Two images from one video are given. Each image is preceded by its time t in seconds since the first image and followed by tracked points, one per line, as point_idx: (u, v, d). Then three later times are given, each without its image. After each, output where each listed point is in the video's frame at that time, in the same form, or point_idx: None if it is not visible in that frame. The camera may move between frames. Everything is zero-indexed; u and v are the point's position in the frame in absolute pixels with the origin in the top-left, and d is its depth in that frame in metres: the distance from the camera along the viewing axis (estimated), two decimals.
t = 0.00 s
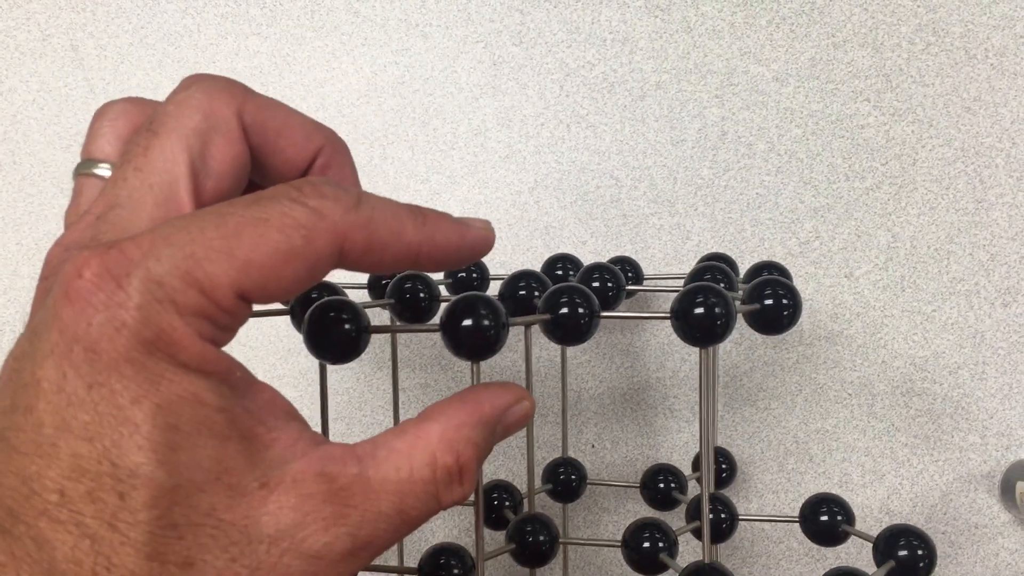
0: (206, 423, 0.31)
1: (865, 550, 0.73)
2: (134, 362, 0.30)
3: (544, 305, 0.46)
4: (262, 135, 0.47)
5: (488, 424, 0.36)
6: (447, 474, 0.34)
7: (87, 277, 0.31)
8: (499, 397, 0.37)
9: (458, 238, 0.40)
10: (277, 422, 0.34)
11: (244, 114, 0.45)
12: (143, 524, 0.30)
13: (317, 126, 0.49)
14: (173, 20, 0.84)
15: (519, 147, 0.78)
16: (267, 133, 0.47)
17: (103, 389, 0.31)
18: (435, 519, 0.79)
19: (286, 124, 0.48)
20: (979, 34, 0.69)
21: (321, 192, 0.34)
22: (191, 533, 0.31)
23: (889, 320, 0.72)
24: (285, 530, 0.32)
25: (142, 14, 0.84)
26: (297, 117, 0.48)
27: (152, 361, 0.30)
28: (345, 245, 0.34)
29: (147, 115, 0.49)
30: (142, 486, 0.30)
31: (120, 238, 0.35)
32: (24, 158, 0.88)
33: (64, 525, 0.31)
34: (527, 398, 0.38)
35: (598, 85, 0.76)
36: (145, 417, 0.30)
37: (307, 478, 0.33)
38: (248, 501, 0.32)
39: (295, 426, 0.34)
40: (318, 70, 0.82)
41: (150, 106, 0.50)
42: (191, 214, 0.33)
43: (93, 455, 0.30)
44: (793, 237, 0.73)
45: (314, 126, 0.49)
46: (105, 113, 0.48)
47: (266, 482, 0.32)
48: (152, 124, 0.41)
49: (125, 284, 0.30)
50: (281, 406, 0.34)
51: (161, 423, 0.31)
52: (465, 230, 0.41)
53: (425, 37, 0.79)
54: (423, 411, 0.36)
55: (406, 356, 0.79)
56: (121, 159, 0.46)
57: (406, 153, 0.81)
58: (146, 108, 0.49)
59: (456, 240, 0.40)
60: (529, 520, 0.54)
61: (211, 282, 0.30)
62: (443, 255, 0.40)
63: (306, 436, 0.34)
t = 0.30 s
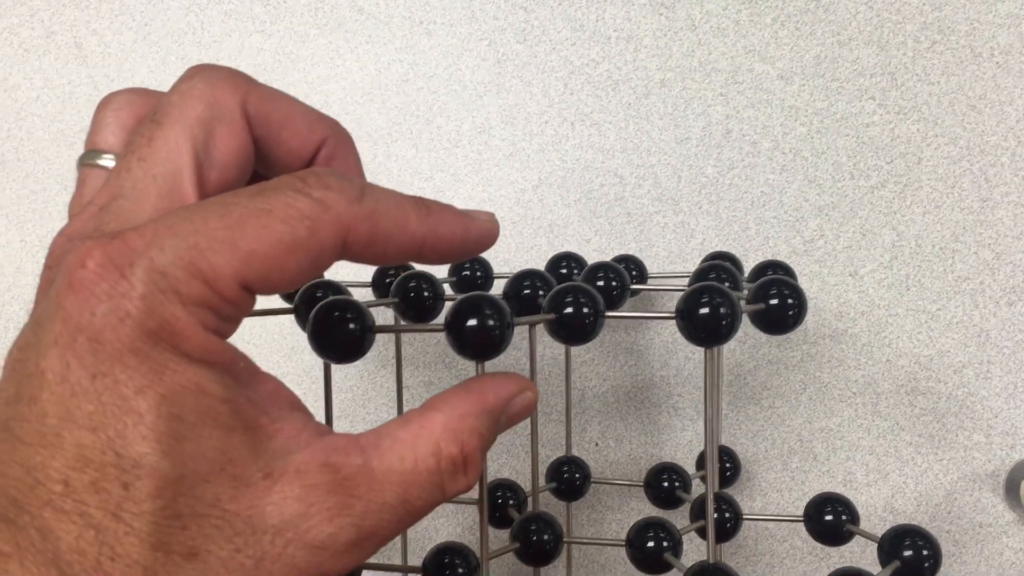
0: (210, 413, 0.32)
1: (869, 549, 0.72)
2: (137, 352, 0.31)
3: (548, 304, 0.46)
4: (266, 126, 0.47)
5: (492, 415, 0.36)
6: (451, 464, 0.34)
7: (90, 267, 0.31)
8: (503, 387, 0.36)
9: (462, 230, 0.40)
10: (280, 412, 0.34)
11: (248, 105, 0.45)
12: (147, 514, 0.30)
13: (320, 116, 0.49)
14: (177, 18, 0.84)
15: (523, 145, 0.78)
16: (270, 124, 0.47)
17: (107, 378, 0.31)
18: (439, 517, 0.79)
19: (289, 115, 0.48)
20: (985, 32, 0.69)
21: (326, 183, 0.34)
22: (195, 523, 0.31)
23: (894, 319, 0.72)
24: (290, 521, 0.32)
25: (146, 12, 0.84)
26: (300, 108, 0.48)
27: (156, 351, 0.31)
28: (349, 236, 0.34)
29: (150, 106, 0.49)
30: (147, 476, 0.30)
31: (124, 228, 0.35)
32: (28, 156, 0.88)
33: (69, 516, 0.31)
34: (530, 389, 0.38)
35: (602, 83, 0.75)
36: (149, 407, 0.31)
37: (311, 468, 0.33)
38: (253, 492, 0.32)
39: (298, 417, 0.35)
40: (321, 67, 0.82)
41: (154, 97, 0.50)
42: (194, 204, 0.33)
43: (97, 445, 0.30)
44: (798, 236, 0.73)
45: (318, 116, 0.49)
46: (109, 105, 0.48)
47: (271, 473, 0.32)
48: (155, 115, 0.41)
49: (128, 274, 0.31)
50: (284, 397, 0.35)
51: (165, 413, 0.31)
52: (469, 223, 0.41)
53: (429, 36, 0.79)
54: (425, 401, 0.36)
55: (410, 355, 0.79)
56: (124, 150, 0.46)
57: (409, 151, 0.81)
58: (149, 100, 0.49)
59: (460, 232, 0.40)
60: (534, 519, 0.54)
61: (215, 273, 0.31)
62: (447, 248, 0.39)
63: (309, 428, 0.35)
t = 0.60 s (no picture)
0: (206, 419, 0.31)
1: (871, 544, 0.72)
2: (133, 357, 0.30)
3: (550, 297, 0.45)
4: (264, 129, 0.46)
5: (489, 420, 0.36)
6: (448, 470, 0.34)
7: (86, 272, 0.31)
8: (501, 392, 0.36)
9: (461, 235, 0.39)
10: (277, 417, 0.34)
11: (246, 108, 0.45)
12: (142, 521, 0.30)
13: (320, 120, 0.49)
14: (176, 8, 0.83)
15: (524, 137, 0.77)
16: (269, 128, 0.46)
17: (102, 383, 0.30)
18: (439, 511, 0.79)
19: (288, 119, 0.47)
20: (990, 24, 0.68)
21: (323, 187, 0.33)
22: (190, 529, 0.31)
23: (897, 313, 0.72)
24: (286, 528, 0.32)
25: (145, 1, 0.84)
26: (299, 111, 0.48)
27: (151, 357, 0.30)
28: (346, 241, 0.34)
29: (148, 109, 0.48)
30: (142, 482, 0.30)
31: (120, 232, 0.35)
32: (26, 147, 0.87)
33: (64, 520, 0.31)
34: (529, 394, 0.38)
35: (604, 74, 0.75)
36: (144, 413, 0.30)
37: (308, 474, 0.33)
38: (249, 498, 0.32)
39: (295, 422, 0.34)
40: (321, 58, 0.81)
41: (152, 100, 0.50)
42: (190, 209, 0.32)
43: (92, 451, 0.30)
44: (801, 229, 0.72)
45: (317, 120, 0.48)
46: (106, 107, 0.48)
47: (267, 478, 0.32)
48: (153, 118, 0.40)
49: (124, 279, 0.30)
50: (281, 402, 0.35)
51: (160, 418, 0.30)
52: (468, 227, 0.40)
53: (430, 26, 0.78)
54: (423, 406, 0.36)
55: (410, 347, 0.78)
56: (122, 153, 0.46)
57: (410, 142, 0.80)
58: (147, 103, 0.49)
59: (459, 236, 0.39)
60: (535, 513, 0.54)
61: (211, 278, 0.30)
62: (446, 252, 0.39)
63: (306, 432, 0.34)
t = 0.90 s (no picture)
0: (209, 411, 0.31)
1: (873, 542, 0.72)
2: (136, 349, 0.30)
3: (555, 294, 0.46)
4: (268, 122, 0.46)
5: (491, 415, 0.36)
6: (451, 464, 0.34)
7: (89, 264, 0.31)
8: (502, 387, 0.36)
9: (464, 228, 0.40)
10: (279, 411, 0.34)
11: (249, 101, 0.45)
12: (145, 513, 0.30)
13: (323, 113, 0.49)
14: (180, 6, 0.83)
15: (527, 135, 0.77)
16: (272, 120, 0.46)
17: (105, 375, 0.30)
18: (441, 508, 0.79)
19: (291, 111, 0.47)
20: (993, 24, 0.68)
21: (325, 179, 0.33)
22: (193, 522, 0.31)
23: (900, 312, 0.72)
24: (288, 521, 0.32)
25: None
26: (302, 104, 0.48)
27: (155, 349, 0.31)
28: (349, 233, 0.34)
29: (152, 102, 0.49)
30: (145, 474, 0.30)
31: (123, 224, 0.35)
32: (30, 144, 0.87)
33: (66, 512, 0.31)
34: (531, 389, 0.38)
35: (608, 73, 0.75)
36: (148, 405, 0.30)
37: (310, 467, 0.33)
38: (251, 491, 0.32)
39: (297, 416, 0.34)
40: (325, 56, 0.81)
41: (156, 92, 0.50)
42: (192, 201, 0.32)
43: (95, 443, 0.30)
44: (804, 228, 0.72)
45: (320, 113, 0.48)
46: (109, 100, 0.48)
47: (269, 471, 0.32)
48: (156, 111, 0.41)
49: (127, 271, 0.30)
50: (284, 396, 0.35)
51: (164, 410, 0.30)
52: (471, 220, 0.40)
53: (434, 25, 0.78)
54: (425, 401, 0.36)
55: (413, 346, 0.78)
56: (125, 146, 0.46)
57: (413, 140, 0.80)
58: (150, 95, 0.49)
59: (462, 229, 0.40)
60: (538, 510, 0.54)
61: (214, 270, 0.31)
62: (448, 245, 0.39)
63: (308, 427, 0.34)
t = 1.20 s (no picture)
0: (205, 412, 0.31)
1: (876, 540, 0.72)
2: (131, 349, 0.30)
3: (557, 293, 0.46)
4: (265, 122, 0.46)
5: (487, 416, 0.36)
6: (447, 464, 0.34)
7: (85, 264, 0.31)
8: (498, 387, 0.36)
9: (462, 228, 0.40)
10: (276, 412, 0.34)
11: (246, 100, 0.45)
12: (140, 514, 0.30)
13: (321, 113, 0.49)
14: (180, 6, 0.83)
15: (528, 134, 0.77)
16: (270, 120, 0.46)
17: (101, 376, 0.30)
18: (443, 507, 0.79)
19: (288, 112, 0.47)
20: (994, 21, 0.68)
21: (322, 178, 0.33)
22: (189, 522, 0.31)
23: (902, 310, 0.72)
24: (285, 522, 0.32)
25: None
26: (300, 104, 0.48)
27: (150, 349, 0.30)
28: (347, 233, 0.34)
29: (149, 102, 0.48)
30: (141, 475, 0.30)
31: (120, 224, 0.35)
32: (31, 144, 0.87)
33: (62, 513, 0.31)
34: (527, 389, 0.38)
35: (609, 72, 0.75)
36: (143, 405, 0.30)
37: (307, 467, 0.33)
38: (248, 492, 0.32)
39: (293, 416, 0.34)
40: (326, 55, 0.81)
41: (153, 91, 0.50)
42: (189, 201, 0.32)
43: (91, 443, 0.30)
44: (806, 226, 0.72)
45: (318, 113, 0.48)
46: (107, 99, 0.48)
47: (266, 472, 0.32)
48: (153, 111, 0.41)
49: (123, 271, 0.30)
50: (281, 397, 0.35)
51: (159, 411, 0.30)
52: (468, 220, 0.40)
53: (434, 24, 0.78)
54: (422, 401, 0.36)
55: (415, 345, 0.78)
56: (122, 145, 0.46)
57: (414, 139, 0.80)
58: (148, 95, 0.49)
59: (460, 229, 0.39)
60: (541, 510, 0.54)
61: (211, 270, 0.31)
62: (446, 245, 0.39)
63: (305, 428, 0.34)
